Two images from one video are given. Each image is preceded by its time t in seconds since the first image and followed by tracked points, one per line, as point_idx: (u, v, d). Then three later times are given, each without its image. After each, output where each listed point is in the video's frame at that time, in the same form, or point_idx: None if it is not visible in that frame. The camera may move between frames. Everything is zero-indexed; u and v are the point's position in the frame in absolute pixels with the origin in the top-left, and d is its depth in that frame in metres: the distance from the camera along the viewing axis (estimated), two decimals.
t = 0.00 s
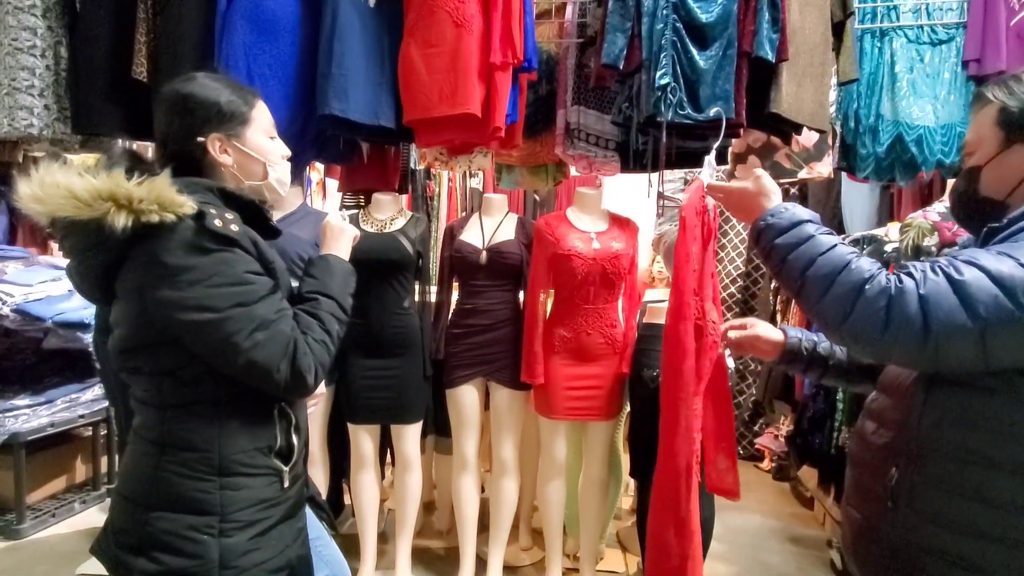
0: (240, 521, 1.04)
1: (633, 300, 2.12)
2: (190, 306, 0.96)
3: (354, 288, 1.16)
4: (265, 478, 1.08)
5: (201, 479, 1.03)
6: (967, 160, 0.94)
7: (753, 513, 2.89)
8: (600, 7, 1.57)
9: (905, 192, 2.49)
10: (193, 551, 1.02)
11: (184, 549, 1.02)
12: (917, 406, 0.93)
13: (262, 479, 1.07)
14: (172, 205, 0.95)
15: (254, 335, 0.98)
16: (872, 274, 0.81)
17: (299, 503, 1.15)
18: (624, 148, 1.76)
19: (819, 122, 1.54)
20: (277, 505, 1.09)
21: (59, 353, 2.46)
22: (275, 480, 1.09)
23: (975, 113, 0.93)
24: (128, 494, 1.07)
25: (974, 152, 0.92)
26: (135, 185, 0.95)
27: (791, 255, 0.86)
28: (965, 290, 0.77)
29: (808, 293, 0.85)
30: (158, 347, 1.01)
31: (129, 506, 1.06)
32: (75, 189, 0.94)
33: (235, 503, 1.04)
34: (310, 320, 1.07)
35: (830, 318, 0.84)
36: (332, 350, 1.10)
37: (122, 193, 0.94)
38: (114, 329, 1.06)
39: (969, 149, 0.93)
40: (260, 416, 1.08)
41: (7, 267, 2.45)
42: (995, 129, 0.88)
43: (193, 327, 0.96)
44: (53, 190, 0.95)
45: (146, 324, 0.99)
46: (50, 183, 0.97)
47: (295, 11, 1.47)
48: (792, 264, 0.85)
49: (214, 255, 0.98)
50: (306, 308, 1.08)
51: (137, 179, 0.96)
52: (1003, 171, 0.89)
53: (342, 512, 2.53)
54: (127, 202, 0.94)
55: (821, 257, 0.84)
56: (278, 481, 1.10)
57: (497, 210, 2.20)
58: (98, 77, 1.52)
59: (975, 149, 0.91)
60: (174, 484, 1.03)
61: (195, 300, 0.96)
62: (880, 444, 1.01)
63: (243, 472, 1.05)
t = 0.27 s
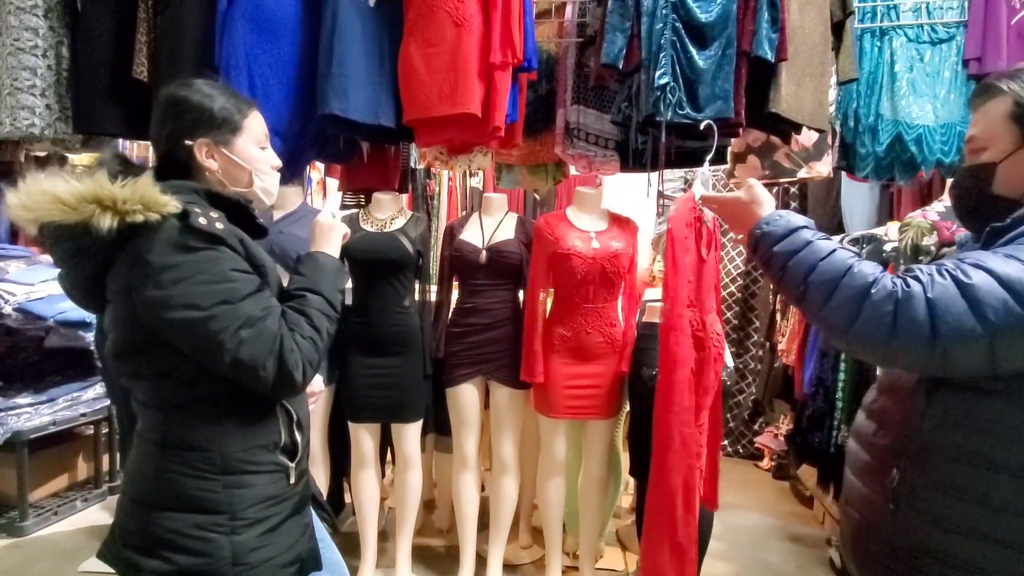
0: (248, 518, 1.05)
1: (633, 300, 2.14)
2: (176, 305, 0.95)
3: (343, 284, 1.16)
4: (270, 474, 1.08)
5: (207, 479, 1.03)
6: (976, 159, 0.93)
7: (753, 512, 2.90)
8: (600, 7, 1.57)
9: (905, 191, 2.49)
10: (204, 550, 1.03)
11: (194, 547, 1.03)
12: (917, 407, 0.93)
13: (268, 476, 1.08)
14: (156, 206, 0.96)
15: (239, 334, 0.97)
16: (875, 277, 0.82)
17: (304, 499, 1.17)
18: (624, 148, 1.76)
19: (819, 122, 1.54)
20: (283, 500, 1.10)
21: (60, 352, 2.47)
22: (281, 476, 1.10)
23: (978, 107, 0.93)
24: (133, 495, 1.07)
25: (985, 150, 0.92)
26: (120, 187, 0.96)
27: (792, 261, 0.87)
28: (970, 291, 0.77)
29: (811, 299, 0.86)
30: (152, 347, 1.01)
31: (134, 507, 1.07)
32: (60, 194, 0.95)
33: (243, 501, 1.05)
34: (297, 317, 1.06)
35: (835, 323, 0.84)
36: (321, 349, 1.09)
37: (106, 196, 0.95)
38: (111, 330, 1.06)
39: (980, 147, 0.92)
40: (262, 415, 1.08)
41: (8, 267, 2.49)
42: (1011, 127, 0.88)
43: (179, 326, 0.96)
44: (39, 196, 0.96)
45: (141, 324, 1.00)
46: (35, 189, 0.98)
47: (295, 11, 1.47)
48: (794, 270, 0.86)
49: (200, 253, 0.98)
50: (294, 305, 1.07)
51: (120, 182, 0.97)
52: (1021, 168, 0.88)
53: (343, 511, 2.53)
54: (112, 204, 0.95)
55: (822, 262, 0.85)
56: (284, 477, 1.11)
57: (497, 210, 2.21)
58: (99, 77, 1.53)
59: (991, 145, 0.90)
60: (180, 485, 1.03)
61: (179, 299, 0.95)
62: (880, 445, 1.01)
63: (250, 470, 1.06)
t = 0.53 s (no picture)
0: (261, 511, 1.06)
1: (632, 298, 2.13)
2: (176, 302, 0.95)
3: (335, 276, 1.18)
4: (279, 467, 1.10)
5: (219, 476, 1.04)
6: (977, 166, 0.92)
7: (752, 510, 2.90)
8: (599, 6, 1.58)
9: (904, 190, 2.49)
10: (222, 545, 1.04)
11: (209, 543, 1.03)
12: (919, 406, 0.94)
13: (278, 469, 1.10)
14: (156, 204, 0.96)
15: (245, 326, 0.98)
16: (879, 278, 0.83)
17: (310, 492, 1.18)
18: (623, 146, 1.77)
19: (817, 120, 1.54)
20: (293, 491, 1.12)
21: (61, 351, 2.47)
22: (289, 468, 1.12)
23: (967, 110, 0.92)
24: (140, 497, 1.07)
25: (987, 154, 0.90)
26: (118, 186, 0.96)
27: (799, 264, 0.88)
28: (978, 287, 0.77)
29: (816, 302, 0.87)
30: (153, 346, 1.01)
31: (143, 508, 1.06)
32: (58, 193, 0.95)
33: (257, 494, 1.06)
34: (300, 307, 1.08)
35: (843, 325, 0.85)
36: (324, 338, 1.11)
37: (105, 194, 0.95)
38: (110, 330, 1.05)
39: (979, 153, 0.91)
40: (263, 412, 1.09)
41: (9, 267, 2.49)
42: (1013, 130, 0.86)
43: (180, 324, 0.95)
44: (37, 195, 0.96)
45: (144, 321, 0.99)
46: (32, 188, 0.97)
47: (295, 10, 1.47)
48: (796, 274, 0.88)
49: (201, 250, 0.98)
50: (295, 296, 1.09)
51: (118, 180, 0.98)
52: None
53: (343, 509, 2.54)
54: (111, 202, 0.96)
55: (823, 266, 0.86)
56: (292, 469, 1.13)
57: (496, 208, 2.21)
58: (98, 77, 1.53)
59: (994, 151, 0.88)
60: (191, 484, 1.03)
61: (179, 296, 0.95)
62: (880, 444, 1.01)
63: (263, 463, 1.07)
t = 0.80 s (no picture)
0: (272, 503, 1.07)
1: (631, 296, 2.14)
2: (186, 302, 0.96)
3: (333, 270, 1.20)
4: (288, 459, 1.11)
5: (231, 470, 1.05)
6: (969, 161, 0.91)
7: (751, 507, 2.91)
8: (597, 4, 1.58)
9: (902, 187, 2.50)
10: (238, 537, 1.04)
11: (225, 536, 1.04)
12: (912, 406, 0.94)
13: (287, 462, 1.11)
14: (164, 204, 0.96)
15: (257, 322, 1.00)
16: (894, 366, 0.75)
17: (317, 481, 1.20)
18: (621, 145, 1.77)
19: (816, 118, 1.54)
20: (301, 482, 1.14)
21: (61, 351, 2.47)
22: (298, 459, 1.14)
23: (959, 104, 0.91)
24: (149, 493, 1.07)
25: (978, 151, 0.90)
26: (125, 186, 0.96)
27: (800, 363, 0.78)
28: (999, 368, 0.72)
29: (828, 395, 0.78)
30: (159, 345, 1.01)
31: (153, 503, 1.06)
32: (63, 195, 0.94)
33: (268, 487, 1.07)
34: (305, 302, 1.11)
35: (859, 415, 0.77)
36: (330, 328, 1.14)
37: (112, 196, 0.95)
38: (112, 330, 1.05)
39: (970, 150, 0.90)
40: (263, 412, 1.09)
41: (9, 267, 2.49)
42: (1004, 126, 0.86)
43: (189, 324, 0.97)
44: (41, 198, 0.95)
45: (152, 321, 0.99)
46: (35, 191, 0.96)
47: (294, 9, 1.47)
48: (804, 366, 0.78)
49: (209, 250, 0.99)
50: (300, 292, 1.12)
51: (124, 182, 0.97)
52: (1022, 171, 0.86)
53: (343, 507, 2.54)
54: (119, 203, 0.95)
55: (833, 354, 0.77)
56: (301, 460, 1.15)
57: (496, 207, 2.21)
58: (98, 76, 1.53)
59: (986, 150, 0.88)
60: (202, 480, 1.04)
61: (189, 296, 0.97)
62: (876, 444, 1.01)
63: (273, 457, 1.08)
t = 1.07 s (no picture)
0: (282, 496, 1.10)
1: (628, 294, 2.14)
2: (204, 304, 0.98)
3: (336, 269, 1.21)
4: (294, 454, 1.13)
5: (244, 465, 1.06)
6: (980, 142, 0.90)
7: (747, 504, 2.91)
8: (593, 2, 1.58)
9: (898, 185, 2.50)
10: (249, 530, 1.06)
11: (238, 529, 1.06)
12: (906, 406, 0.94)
13: (293, 455, 1.13)
14: (183, 209, 0.97)
15: (274, 321, 1.02)
16: (834, 397, 0.79)
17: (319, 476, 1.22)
18: (618, 143, 1.76)
19: (812, 116, 1.55)
20: (306, 475, 1.16)
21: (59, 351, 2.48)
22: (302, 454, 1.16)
23: (991, 81, 0.89)
24: (161, 491, 1.08)
25: (991, 131, 0.88)
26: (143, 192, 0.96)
27: (750, 418, 0.83)
28: (937, 384, 0.74)
29: (785, 441, 0.82)
30: (174, 345, 1.01)
31: (165, 502, 1.07)
32: (80, 199, 0.93)
33: (278, 481, 1.09)
34: (314, 300, 1.12)
35: (821, 450, 0.80)
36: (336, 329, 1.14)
37: (130, 201, 0.94)
38: (119, 331, 1.05)
39: (985, 128, 0.89)
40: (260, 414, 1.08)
41: (7, 267, 2.49)
42: None
43: (205, 324, 0.98)
44: (56, 202, 0.94)
45: (163, 322, 1.00)
46: (48, 194, 0.95)
47: (290, 8, 1.47)
48: (752, 423, 0.83)
49: (227, 252, 1.01)
50: (308, 290, 1.13)
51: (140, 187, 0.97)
52: None
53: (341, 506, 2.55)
54: (137, 208, 0.95)
55: (776, 405, 0.82)
56: (305, 454, 1.17)
57: (493, 206, 2.21)
58: (94, 77, 1.53)
59: (998, 129, 0.86)
60: (215, 475, 1.05)
61: (209, 297, 0.98)
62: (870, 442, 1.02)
63: (282, 452, 1.10)
